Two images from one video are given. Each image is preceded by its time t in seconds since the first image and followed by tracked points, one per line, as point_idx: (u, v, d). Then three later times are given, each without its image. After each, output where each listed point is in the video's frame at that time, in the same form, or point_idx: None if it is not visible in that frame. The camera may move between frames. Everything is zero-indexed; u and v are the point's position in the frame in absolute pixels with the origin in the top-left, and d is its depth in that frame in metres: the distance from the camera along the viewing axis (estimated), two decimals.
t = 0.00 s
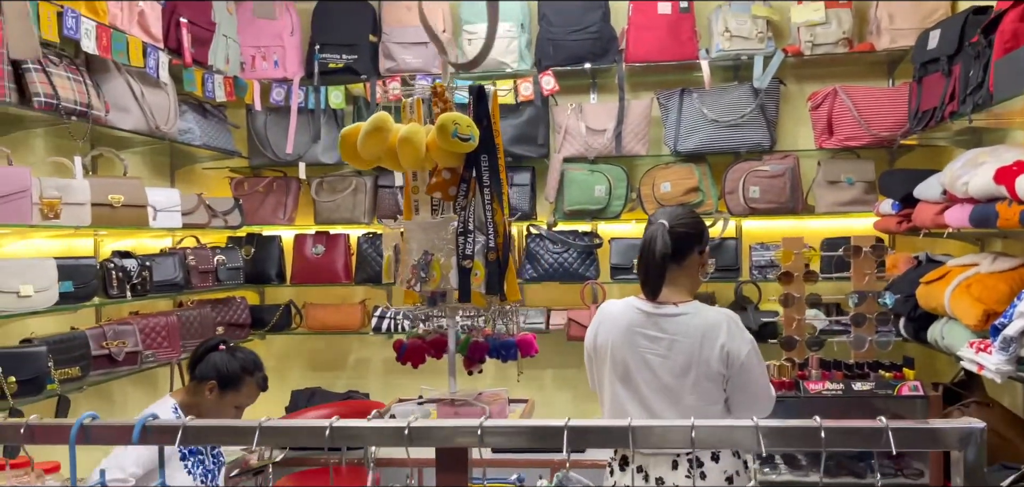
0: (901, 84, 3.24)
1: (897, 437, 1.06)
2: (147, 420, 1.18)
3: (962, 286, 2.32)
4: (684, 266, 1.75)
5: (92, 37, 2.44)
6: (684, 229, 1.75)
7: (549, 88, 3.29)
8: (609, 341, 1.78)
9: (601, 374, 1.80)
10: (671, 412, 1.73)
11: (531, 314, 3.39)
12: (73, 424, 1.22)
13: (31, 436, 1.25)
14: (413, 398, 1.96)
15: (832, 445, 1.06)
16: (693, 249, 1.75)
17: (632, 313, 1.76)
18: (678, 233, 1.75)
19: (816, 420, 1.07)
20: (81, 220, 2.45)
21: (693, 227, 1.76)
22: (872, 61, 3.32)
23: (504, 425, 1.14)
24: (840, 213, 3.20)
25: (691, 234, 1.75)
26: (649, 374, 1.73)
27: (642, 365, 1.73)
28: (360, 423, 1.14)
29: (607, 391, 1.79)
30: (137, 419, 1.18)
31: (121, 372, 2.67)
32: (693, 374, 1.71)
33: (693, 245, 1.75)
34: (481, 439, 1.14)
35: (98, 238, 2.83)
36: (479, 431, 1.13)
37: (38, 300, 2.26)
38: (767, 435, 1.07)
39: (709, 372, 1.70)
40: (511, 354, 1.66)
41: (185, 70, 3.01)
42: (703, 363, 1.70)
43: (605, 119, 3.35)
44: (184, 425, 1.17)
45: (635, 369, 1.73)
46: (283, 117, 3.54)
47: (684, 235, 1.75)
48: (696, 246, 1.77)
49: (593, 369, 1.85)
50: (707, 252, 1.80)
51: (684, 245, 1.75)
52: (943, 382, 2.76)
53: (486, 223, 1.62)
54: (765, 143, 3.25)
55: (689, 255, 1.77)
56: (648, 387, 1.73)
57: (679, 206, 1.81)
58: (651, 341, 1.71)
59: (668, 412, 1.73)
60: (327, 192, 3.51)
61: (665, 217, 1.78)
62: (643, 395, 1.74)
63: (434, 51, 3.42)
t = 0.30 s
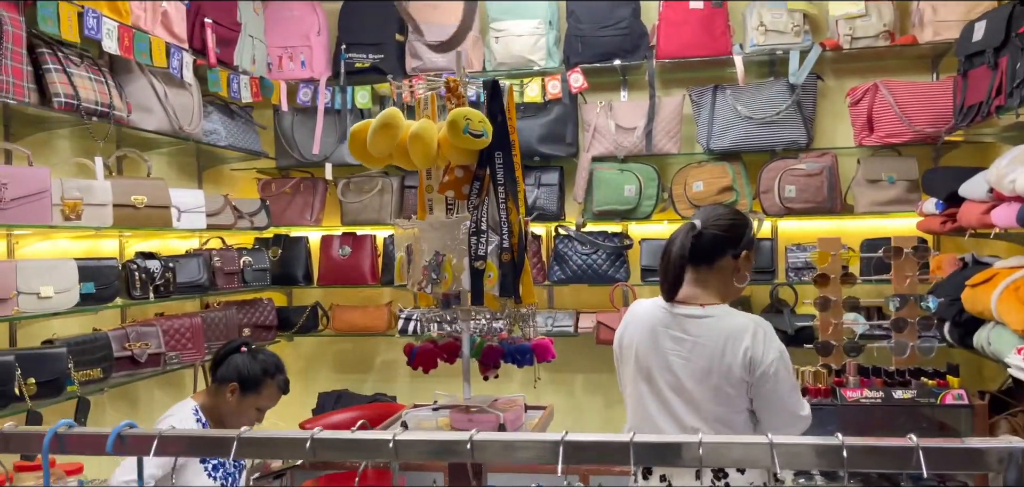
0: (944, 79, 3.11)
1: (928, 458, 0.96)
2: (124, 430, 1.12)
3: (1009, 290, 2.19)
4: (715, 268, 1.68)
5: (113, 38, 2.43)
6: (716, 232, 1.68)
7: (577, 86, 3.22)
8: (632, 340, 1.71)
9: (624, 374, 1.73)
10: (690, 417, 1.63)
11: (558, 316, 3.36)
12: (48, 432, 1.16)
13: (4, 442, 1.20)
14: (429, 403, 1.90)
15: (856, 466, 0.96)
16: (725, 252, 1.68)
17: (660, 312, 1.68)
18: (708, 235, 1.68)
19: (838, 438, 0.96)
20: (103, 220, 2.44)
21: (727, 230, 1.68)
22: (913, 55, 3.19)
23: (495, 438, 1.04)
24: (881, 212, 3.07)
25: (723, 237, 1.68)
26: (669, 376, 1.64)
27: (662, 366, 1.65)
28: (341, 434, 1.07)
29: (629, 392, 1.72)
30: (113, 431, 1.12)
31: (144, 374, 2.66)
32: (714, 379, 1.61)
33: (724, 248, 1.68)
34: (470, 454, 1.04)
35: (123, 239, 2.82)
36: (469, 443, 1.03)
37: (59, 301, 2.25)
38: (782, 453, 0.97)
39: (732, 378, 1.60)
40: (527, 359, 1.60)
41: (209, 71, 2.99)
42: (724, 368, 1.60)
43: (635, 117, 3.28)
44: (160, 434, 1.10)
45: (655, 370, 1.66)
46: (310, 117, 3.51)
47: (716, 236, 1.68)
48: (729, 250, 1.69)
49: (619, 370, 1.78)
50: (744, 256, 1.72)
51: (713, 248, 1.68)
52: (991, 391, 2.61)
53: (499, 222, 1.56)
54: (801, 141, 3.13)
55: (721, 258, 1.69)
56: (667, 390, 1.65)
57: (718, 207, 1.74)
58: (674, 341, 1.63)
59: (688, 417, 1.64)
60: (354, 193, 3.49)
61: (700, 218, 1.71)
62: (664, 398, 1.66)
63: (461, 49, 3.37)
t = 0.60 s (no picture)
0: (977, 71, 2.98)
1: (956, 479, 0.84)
2: (84, 439, 1.00)
3: None
4: (745, 269, 1.59)
5: (120, 36, 2.39)
6: (750, 232, 1.59)
7: (594, 82, 3.14)
8: (656, 336, 1.66)
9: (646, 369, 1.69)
10: (698, 418, 1.57)
11: (576, 319, 3.33)
12: (6, 442, 1.05)
13: None
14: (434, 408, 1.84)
15: None
16: (758, 254, 1.59)
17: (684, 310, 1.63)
18: (741, 235, 1.59)
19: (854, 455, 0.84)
20: (109, 221, 2.41)
21: (762, 231, 1.59)
22: (944, 48, 3.07)
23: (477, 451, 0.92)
24: (911, 211, 2.95)
25: (757, 237, 1.58)
26: (683, 375, 1.59)
27: (677, 363, 1.59)
28: (315, 445, 0.95)
29: (648, 386, 1.68)
30: (72, 438, 1.00)
31: (154, 377, 2.62)
32: (725, 383, 1.53)
33: (757, 250, 1.58)
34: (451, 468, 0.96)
35: (134, 240, 2.80)
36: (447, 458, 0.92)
37: (64, 303, 2.22)
38: (791, 472, 0.84)
39: (743, 384, 1.51)
40: (533, 364, 1.53)
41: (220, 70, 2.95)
42: (736, 372, 1.51)
43: (654, 114, 3.19)
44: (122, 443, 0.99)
45: (670, 367, 1.61)
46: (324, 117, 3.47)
47: (750, 236, 1.58)
48: (763, 252, 1.59)
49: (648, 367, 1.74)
50: (781, 260, 1.61)
51: (745, 248, 1.58)
52: None
53: (503, 220, 1.48)
54: (827, 137, 3.03)
55: (754, 260, 1.60)
56: (679, 387, 1.59)
57: (762, 206, 1.63)
58: (691, 339, 1.57)
59: (697, 417, 1.58)
60: (368, 193, 3.43)
61: (738, 217, 1.62)
62: (678, 396, 1.61)
63: (476, 46, 3.31)
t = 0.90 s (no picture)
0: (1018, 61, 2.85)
1: None
2: (35, 455, 1.02)
3: None
4: (779, 271, 1.60)
5: (131, 38, 2.37)
6: (785, 232, 1.59)
7: (616, 79, 3.07)
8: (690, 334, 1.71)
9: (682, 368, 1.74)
10: (715, 417, 1.59)
11: (599, 321, 3.24)
12: None
13: None
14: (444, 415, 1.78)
15: None
16: (792, 256, 1.58)
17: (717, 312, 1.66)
18: (776, 235, 1.59)
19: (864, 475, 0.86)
20: (121, 225, 2.38)
21: (798, 231, 1.58)
22: (983, 37, 2.93)
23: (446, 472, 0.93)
24: (948, 208, 2.82)
25: (792, 239, 1.58)
26: (706, 374, 1.62)
27: (702, 361, 1.63)
28: (277, 463, 0.96)
29: (680, 384, 1.72)
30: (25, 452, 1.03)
31: (170, 382, 2.59)
32: (741, 386, 1.54)
33: (791, 252, 1.58)
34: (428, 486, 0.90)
35: (151, 244, 2.79)
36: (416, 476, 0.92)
37: (75, 307, 2.20)
38: None
39: (758, 388, 1.52)
40: (541, 369, 1.47)
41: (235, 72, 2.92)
42: (751, 376, 1.52)
43: (678, 110, 3.10)
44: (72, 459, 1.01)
45: (697, 365, 1.65)
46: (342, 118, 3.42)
47: (785, 238, 1.58)
48: (798, 255, 1.58)
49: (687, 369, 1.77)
50: (818, 264, 1.60)
51: (779, 249, 1.59)
52: None
53: (508, 219, 1.42)
54: (858, 132, 2.91)
55: (789, 261, 1.60)
56: (702, 386, 1.62)
57: (804, 205, 1.62)
58: (715, 339, 1.61)
59: (715, 416, 1.60)
60: (387, 195, 3.38)
61: (777, 216, 1.62)
62: (702, 396, 1.64)
63: (495, 44, 3.25)
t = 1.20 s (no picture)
0: None
1: None
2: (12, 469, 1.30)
3: None
4: (812, 273, 1.67)
5: (151, 43, 2.38)
6: (820, 233, 1.66)
7: (640, 76, 3.01)
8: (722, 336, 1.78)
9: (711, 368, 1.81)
10: (737, 417, 1.66)
11: (626, 323, 3.20)
12: None
13: None
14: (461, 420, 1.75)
15: None
16: (826, 258, 1.65)
17: (746, 315, 1.73)
18: (811, 236, 1.66)
19: None
20: (143, 229, 2.39)
21: (833, 232, 1.65)
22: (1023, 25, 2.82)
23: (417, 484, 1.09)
24: (987, 204, 2.72)
25: (826, 239, 1.65)
26: (731, 374, 1.69)
27: (728, 362, 1.70)
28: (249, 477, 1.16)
29: (708, 384, 1.79)
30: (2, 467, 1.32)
31: (194, 386, 2.60)
32: (762, 389, 1.61)
33: (825, 252, 1.65)
34: None
35: (175, 248, 2.79)
36: None
37: (96, 312, 2.21)
38: None
39: (778, 392, 1.58)
40: (553, 373, 1.44)
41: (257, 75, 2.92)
42: (771, 379, 1.58)
43: (704, 107, 3.04)
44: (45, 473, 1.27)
45: (724, 364, 1.72)
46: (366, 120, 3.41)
47: (819, 239, 1.65)
48: (832, 256, 1.65)
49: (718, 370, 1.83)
50: (853, 266, 1.66)
51: (813, 249, 1.66)
52: None
53: (518, 221, 1.38)
54: (892, 127, 2.82)
55: (824, 264, 1.66)
56: (727, 386, 1.70)
57: (840, 207, 1.69)
58: (741, 342, 1.68)
59: (736, 417, 1.67)
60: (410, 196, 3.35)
61: (814, 217, 1.69)
62: (726, 396, 1.71)
63: (518, 42, 3.21)
